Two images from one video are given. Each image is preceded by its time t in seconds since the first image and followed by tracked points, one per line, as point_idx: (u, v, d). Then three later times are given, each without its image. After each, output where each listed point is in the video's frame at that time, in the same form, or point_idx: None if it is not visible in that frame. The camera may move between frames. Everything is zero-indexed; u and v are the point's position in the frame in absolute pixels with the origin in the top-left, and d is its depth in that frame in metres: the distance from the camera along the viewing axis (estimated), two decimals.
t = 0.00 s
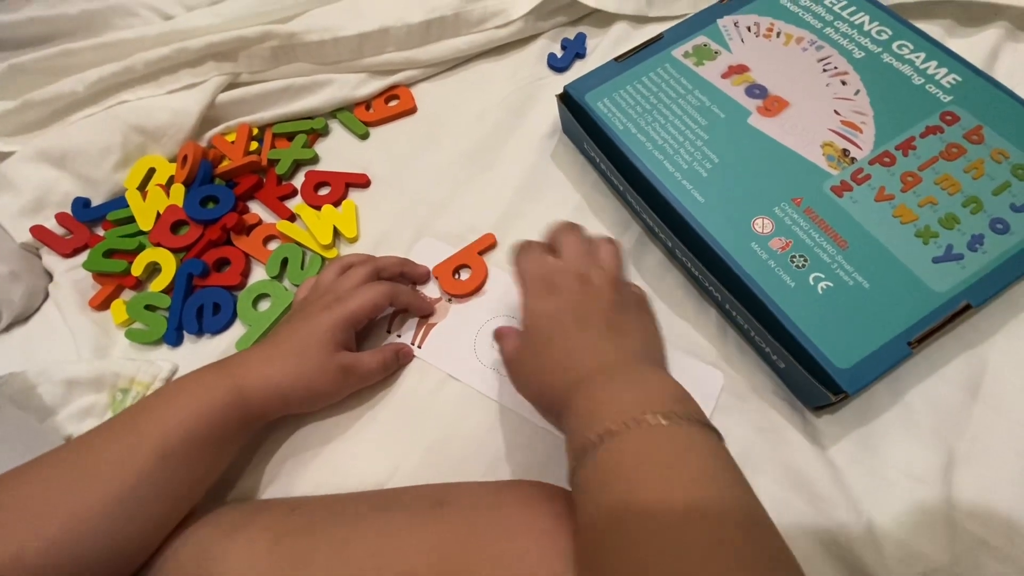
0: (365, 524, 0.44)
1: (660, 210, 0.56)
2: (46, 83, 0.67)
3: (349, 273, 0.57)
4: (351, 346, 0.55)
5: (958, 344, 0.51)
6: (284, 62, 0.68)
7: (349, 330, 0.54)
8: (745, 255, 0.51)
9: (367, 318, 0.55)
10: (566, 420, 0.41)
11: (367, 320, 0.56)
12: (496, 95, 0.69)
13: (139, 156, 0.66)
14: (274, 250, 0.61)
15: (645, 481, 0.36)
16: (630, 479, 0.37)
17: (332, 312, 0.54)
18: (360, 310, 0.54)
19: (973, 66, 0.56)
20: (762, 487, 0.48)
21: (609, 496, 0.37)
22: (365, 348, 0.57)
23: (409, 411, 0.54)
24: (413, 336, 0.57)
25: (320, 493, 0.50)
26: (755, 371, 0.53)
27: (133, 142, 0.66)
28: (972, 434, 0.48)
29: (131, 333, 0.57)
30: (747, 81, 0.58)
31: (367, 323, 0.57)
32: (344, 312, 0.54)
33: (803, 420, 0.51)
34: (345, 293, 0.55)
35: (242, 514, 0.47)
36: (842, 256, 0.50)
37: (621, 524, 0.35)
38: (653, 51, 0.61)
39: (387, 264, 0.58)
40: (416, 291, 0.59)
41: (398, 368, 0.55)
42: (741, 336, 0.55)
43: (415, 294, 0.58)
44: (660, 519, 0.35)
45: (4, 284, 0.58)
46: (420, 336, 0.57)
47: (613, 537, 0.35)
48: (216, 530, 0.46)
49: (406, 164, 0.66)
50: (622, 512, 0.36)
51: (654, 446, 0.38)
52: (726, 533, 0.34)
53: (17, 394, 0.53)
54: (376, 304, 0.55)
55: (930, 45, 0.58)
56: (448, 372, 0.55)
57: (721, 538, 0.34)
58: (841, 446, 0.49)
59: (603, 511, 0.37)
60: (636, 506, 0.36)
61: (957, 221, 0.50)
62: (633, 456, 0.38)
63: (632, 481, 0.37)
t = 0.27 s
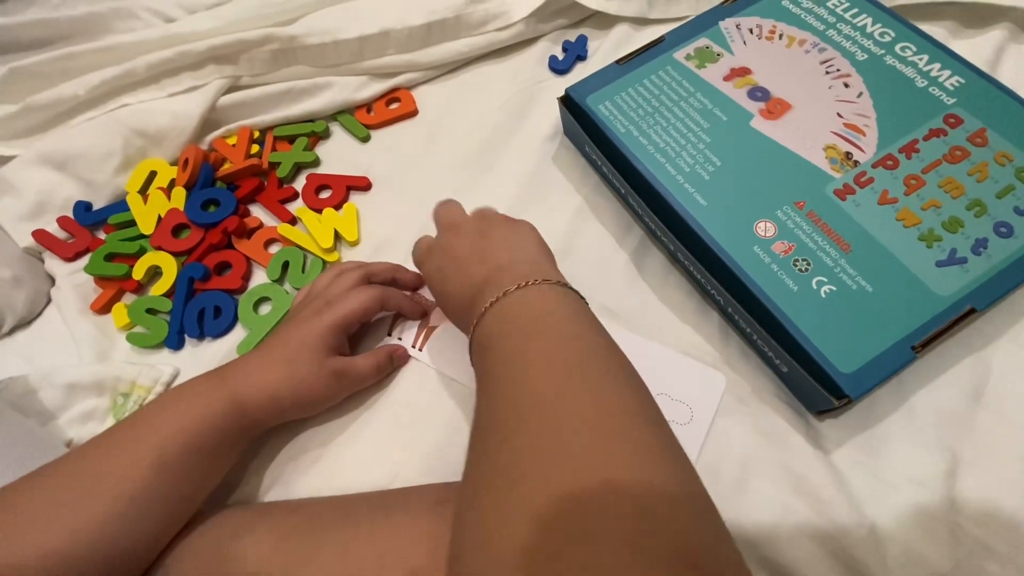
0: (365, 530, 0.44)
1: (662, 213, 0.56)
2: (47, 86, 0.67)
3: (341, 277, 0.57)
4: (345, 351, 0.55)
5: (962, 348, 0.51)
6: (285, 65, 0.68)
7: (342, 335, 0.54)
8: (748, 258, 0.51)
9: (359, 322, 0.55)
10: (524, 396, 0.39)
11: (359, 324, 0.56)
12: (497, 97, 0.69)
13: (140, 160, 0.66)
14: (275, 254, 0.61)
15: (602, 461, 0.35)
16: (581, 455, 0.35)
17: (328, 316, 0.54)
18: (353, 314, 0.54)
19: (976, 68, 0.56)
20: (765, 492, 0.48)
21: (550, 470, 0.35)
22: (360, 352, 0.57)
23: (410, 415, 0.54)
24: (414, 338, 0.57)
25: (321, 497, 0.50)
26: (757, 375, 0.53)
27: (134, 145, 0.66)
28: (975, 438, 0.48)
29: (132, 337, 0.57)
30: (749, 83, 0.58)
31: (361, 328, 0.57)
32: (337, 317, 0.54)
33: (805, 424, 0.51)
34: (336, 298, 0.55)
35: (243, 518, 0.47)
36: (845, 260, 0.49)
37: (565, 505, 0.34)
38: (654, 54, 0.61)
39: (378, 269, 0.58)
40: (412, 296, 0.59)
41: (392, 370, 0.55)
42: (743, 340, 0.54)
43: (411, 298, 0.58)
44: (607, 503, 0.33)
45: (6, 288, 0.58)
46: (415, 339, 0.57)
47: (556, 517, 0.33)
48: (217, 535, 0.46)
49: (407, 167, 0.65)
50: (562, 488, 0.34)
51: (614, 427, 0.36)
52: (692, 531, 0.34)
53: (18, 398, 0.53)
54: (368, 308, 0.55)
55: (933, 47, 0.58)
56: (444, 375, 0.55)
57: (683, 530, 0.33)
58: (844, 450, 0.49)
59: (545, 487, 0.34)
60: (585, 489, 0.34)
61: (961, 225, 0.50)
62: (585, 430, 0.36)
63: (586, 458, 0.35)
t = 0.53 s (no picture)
0: (368, 534, 0.44)
1: (664, 216, 0.56)
2: (49, 88, 0.68)
3: (343, 279, 0.57)
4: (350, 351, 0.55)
5: (964, 350, 0.51)
6: (286, 67, 0.68)
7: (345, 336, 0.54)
8: (750, 261, 0.51)
9: (363, 323, 0.55)
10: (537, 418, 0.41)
11: (364, 325, 0.56)
12: (499, 99, 0.69)
13: (143, 162, 0.67)
14: (277, 256, 0.61)
15: (607, 474, 0.37)
16: (590, 471, 0.37)
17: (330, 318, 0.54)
18: (355, 315, 0.54)
19: (978, 70, 0.56)
20: (767, 494, 0.48)
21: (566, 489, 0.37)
22: (364, 353, 0.57)
23: (413, 417, 0.54)
24: (417, 340, 0.57)
25: (324, 500, 0.50)
26: (759, 377, 0.53)
27: (137, 147, 0.66)
28: (978, 441, 0.48)
29: (135, 339, 0.58)
30: (751, 85, 0.58)
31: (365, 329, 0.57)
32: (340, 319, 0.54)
33: (807, 426, 0.51)
34: (340, 300, 0.55)
35: (247, 521, 0.47)
36: (847, 262, 0.49)
37: (582, 519, 0.36)
38: (656, 56, 0.61)
39: (381, 270, 0.58)
40: (416, 298, 0.59)
41: (398, 371, 0.56)
42: (745, 342, 0.54)
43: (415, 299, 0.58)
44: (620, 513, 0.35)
45: (9, 291, 0.59)
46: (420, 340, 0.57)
47: (574, 531, 0.36)
48: (220, 538, 0.46)
49: (409, 169, 0.65)
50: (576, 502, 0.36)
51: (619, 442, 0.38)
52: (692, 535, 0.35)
53: (21, 400, 0.53)
54: (371, 309, 0.55)
55: (935, 48, 0.58)
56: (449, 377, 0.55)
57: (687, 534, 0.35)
58: (846, 452, 0.49)
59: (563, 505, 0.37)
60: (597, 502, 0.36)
61: (963, 227, 0.50)
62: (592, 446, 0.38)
63: (595, 475, 0.37)
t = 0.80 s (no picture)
0: (365, 536, 0.44)
1: (661, 218, 0.56)
2: (51, 91, 0.68)
3: (343, 280, 0.57)
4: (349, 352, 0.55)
5: (959, 352, 0.51)
6: (286, 70, 0.69)
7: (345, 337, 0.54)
8: (746, 263, 0.51)
9: (363, 324, 0.55)
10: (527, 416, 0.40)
11: (364, 326, 0.56)
12: (498, 101, 0.69)
13: (143, 164, 0.67)
14: (277, 258, 0.62)
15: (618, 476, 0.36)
16: (589, 472, 0.36)
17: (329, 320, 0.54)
18: (355, 317, 0.55)
19: (973, 72, 0.56)
20: (762, 496, 0.48)
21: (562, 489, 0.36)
22: (363, 353, 0.58)
23: (411, 418, 0.54)
24: (416, 340, 0.58)
25: (323, 501, 0.50)
26: (755, 378, 0.53)
27: (137, 150, 0.66)
28: (972, 443, 0.48)
29: (135, 341, 0.58)
30: (748, 88, 0.59)
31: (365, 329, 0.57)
32: (340, 321, 0.54)
33: (803, 428, 0.51)
34: (340, 301, 0.55)
35: (246, 522, 0.48)
36: (843, 265, 0.50)
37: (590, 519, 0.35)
38: (653, 58, 0.61)
39: (381, 272, 0.58)
40: (416, 298, 0.59)
41: (397, 370, 0.56)
42: (742, 344, 0.55)
43: (415, 299, 0.59)
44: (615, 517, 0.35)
45: (10, 293, 0.59)
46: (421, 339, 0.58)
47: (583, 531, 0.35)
48: (220, 538, 0.47)
49: (408, 171, 0.66)
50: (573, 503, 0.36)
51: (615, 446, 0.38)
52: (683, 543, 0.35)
53: (22, 401, 0.54)
54: (371, 311, 0.55)
55: (931, 51, 0.58)
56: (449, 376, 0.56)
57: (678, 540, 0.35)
58: (841, 454, 0.50)
59: (561, 506, 0.36)
60: (596, 504, 0.35)
61: (958, 230, 0.50)
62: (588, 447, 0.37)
63: (591, 477, 0.36)
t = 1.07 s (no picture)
0: (361, 532, 0.45)
1: (657, 217, 0.56)
2: (49, 90, 0.68)
3: (342, 277, 0.57)
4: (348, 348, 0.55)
5: (955, 350, 0.51)
6: (284, 69, 0.69)
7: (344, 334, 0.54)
8: (742, 261, 0.51)
9: (361, 320, 0.55)
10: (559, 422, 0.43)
11: (362, 322, 0.56)
12: (496, 100, 0.69)
13: (141, 163, 0.67)
14: (274, 256, 0.62)
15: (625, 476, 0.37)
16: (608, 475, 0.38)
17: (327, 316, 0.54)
18: (353, 314, 0.55)
19: (970, 71, 0.56)
20: (758, 494, 0.48)
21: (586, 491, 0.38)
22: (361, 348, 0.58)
23: (408, 417, 0.54)
24: (415, 333, 0.58)
25: (320, 499, 0.50)
26: (751, 376, 0.53)
27: (135, 149, 0.66)
28: (968, 441, 0.48)
29: (133, 339, 0.58)
30: (745, 87, 0.59)
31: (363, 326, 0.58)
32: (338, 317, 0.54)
33: (799, 426, 0.51)
34: (339, 298, 0.55)
35: (244, 520, 0.48)
36: (839, 263, 0.50)
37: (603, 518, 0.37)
38: (651, 57, 0.62)
39: (381, 269, 0.58)
40: (415, 293, 0.59)
41: (396, 364, 0.56)
42: (738, 342, 0.55)
43: (415, 295, 0.59)
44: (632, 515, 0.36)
45: (9, 291, 0.59)
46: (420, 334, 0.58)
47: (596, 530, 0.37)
48: (218, 536, 0.47)
49: (405, 170, 0.66)
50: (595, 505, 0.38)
51: (632, 447, 0.38)
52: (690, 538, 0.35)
53: (19, 400, 0.54)
54: (369, 307, 0.55)
55: (928, 50, 0.58)
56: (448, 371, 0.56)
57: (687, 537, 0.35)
58: (837, 452, 0.50)
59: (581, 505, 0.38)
60: (614, 504, 0.37)
61: (954, 228, 0.50)
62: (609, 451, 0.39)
63: (610, 478, 0.38)
